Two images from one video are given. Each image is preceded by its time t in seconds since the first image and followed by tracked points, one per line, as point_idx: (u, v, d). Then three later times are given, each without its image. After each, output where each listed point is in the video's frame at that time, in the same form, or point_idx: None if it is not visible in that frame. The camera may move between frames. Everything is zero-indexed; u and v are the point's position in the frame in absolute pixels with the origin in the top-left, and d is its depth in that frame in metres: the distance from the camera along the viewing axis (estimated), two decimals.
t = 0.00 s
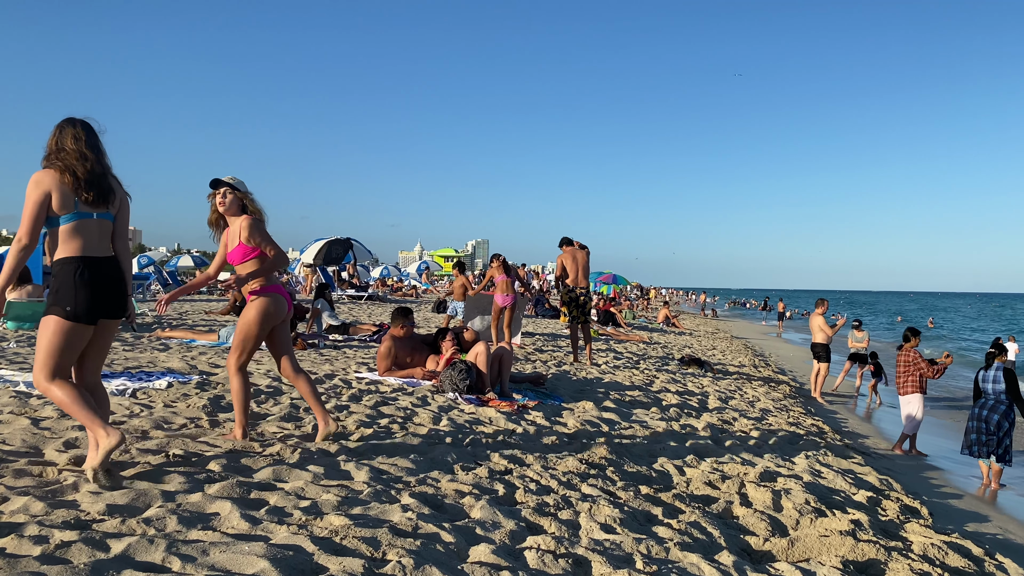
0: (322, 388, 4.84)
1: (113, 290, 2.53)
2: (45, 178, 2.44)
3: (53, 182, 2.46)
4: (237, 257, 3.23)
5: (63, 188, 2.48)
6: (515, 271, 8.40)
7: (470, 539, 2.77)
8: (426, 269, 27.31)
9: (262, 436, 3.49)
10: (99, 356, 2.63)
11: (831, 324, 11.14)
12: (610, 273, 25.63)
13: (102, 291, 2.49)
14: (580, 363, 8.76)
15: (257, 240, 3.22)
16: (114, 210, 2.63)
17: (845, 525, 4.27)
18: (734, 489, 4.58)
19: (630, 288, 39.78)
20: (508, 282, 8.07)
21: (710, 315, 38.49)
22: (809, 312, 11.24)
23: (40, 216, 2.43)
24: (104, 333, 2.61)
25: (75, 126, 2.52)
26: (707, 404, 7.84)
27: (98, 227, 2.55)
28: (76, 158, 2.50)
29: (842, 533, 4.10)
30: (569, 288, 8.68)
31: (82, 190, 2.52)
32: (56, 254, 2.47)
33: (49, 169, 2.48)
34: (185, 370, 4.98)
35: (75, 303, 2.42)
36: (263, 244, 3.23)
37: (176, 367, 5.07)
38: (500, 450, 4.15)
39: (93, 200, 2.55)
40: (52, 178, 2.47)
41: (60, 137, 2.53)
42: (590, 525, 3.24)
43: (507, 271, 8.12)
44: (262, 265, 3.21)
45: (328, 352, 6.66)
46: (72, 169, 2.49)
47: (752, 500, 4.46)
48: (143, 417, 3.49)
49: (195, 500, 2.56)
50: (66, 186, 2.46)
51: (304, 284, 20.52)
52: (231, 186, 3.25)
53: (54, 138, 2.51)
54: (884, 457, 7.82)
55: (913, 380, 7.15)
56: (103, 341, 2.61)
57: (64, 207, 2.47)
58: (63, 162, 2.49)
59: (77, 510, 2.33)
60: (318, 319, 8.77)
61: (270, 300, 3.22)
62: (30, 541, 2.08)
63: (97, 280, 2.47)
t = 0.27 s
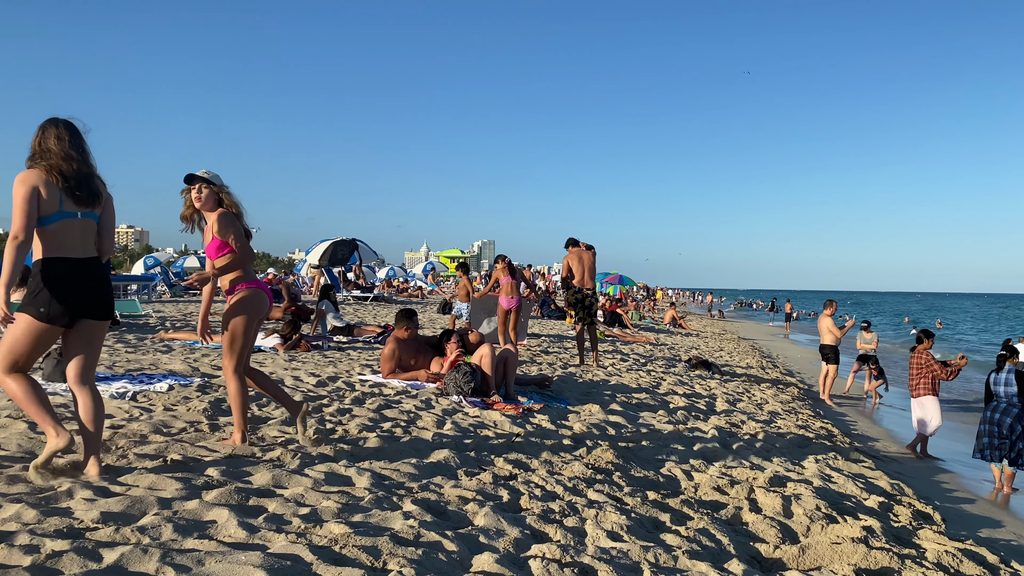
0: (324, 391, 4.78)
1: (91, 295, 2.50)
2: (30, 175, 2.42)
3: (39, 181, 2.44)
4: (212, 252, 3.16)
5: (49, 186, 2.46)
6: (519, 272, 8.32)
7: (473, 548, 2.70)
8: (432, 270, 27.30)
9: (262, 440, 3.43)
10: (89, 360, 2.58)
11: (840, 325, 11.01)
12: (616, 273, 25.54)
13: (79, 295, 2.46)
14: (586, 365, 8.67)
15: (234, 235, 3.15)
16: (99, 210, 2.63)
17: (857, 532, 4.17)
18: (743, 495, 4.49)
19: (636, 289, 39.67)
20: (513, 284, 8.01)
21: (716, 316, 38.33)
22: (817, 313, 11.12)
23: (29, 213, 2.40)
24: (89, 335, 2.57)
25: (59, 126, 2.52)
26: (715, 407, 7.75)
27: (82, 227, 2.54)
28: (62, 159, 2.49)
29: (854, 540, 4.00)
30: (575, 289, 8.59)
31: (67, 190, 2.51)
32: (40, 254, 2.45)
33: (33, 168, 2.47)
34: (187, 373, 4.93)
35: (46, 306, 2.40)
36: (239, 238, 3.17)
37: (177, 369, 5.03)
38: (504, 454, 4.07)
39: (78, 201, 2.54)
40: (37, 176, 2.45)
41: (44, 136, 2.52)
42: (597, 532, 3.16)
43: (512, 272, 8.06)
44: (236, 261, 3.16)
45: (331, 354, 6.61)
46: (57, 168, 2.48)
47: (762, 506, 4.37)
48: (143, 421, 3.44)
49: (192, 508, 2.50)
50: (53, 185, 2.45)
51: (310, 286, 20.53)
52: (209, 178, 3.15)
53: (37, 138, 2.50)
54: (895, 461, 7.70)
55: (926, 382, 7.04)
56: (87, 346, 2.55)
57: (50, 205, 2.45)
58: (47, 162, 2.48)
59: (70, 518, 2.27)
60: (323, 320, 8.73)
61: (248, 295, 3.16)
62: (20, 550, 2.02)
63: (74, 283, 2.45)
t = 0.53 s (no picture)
0: (326, 391, 4.72)
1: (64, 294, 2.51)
2: (9, 172, 2.42)
3: (18, 177, 2.45)
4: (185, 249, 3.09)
5: (27, 183, 2.47)
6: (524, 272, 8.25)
7: (475, 553, 2.62)
8: (437, 270, 27.26)
9: (262, 442, 3.37)
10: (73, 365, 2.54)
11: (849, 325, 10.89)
12: (622, 273, 25.43)
13: (51, 292, 2.49)
14: (592, 365, 8.59)
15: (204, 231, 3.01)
16: (74, 208, 2.65)
17: (869, 536, 4.07)
18: (752, 499, 4.40)
19: (643, 290, 39.51)
20: (517, 285, 7.95)
21: (723, 316, 38.14)
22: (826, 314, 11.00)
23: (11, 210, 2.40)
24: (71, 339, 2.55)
25: (35, 123, 2.52)
26: (723, 408, 7.65)
27: (59, 225, 2.56)
28: (40, 156, 2.51)
29: (866, 545, 3.90)
30: (581, 289, 8.51)
31: (44, 187, 2.53)
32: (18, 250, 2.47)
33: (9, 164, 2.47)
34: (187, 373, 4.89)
35: (16, 302, 2.45)
36: (210, 235, 3.02)
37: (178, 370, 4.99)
38: (508, 457, 4.00)
39: (54, 199, 2.57)
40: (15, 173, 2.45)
41: (17, 133, 2.51)
42: (602, 537, 3.08)
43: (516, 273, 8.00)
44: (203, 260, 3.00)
45: (334, 355, 6.56)
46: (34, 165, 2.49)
47: (771, 510, 4.28)
48: (141, 423, 3.38)
49: (187, 512, 2.43)
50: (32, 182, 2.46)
51: (315, 286, 20.52)
52: (185, 173, 3.13)
53: (11, 134, 2.50)
54: (906, 463, 7.58)
55: (938, 383, 6.93)
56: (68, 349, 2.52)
57: (29, 202, 2.47)
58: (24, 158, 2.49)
59: (60, 523, 2.21)
60: (327, 321, 8.69)
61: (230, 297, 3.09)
62: (7, 557, 1.96)
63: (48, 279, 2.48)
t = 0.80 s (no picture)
0: (328, 393, 4.66)
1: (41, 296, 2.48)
2: None
3: None
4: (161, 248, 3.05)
5: None
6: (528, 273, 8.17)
7: (477, 560, 2.55)
8: (442, 271, 27.23)
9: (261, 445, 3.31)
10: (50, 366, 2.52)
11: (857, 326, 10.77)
12: (627, 274, 25.35)
13: (23, 291, 2.45)
14: (598, 367, 8.51)
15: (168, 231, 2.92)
16: (44, 203, 2.61)
17: (882, 542, 3.97)
18: (761, 503, 4.31)
19: (648, 290, 39.38)
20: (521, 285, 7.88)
21: (729, 317, 37.96)
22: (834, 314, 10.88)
23: None
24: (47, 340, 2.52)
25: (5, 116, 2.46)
26: (730, 410, 7.56)
27: (28, 221, 2.53)
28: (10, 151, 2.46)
29: (878, 551, 3.80)
30: (586, 289, 8.43)
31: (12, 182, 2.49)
32: None
33: None
34: (188, 374, 4.84)
35: None
36: (177, 236, 2.94)
37: (179, 371, 4.94)
38: (513, 459, 3.92)
39: (22, 195, 2.52)
40: None
41: None
42: (609, 543, 3.00)
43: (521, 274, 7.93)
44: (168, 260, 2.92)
45: (337, 355, 6.50)
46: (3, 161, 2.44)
47: (780, 515, 4.19)
48: (139, 425, 3.33)
49: (182, 517, 2.37)
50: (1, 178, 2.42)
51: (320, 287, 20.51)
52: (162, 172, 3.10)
53: None
54: (917, 466, 7.47)
55: (950, 385, 6.82)
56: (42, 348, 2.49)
57: None
58: None
59: (51, 529, 2.15)
60: (331, 322, 8.64)
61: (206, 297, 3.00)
62: None
63: (23, 276, 2.45)
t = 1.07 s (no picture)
0: (329, 397, 4.59)
1: (10, 288, 2.40)
2: None
3: None
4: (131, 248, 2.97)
5: None
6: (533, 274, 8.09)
7: (479, 571, 2.48)
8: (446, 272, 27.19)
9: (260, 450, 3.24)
10: (7, 359, 2.51)
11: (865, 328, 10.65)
12: (632, 275, 25.26)
13: None
14: (603, 369, 8.43)
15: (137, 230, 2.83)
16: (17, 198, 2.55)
17: (895, 550, 3.87)
18: (770, 510, 4.22)
19: (654, 291, 39.25)
20: (526, 286, 7.82)
21: (734, 318, 37.80)
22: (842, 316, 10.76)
23: None
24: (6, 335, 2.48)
25: None
26: (737, 413, 7.46)
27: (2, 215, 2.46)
28: None
29: (891, 560, 3.71)
30: (591, 290, 8.35)
31: None
32: None
33: None
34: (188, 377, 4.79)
35: None
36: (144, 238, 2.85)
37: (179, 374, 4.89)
38: (517, 465, 3.85)
39: None
40: None
41: None
42: (615, 553, 2.92)
43: (525, 274, 7.86)
44: (137, 263, 2.84)
45: (340, 358, 6.44)
46: None
47: (790, 522, 4.11)
48: (136, 430, 3.27)
49: (176, 527, 2.31)
50: None
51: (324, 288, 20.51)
52: (135, 170, 3.02)
53: None
54: (928, 470, 7.35)
55: (962, 388, 6.71)
56: None
57: None
58: None
59: (41, 540, 2.09)
60: (334, 323, 8.60)
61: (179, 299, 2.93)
62: None
63: None
